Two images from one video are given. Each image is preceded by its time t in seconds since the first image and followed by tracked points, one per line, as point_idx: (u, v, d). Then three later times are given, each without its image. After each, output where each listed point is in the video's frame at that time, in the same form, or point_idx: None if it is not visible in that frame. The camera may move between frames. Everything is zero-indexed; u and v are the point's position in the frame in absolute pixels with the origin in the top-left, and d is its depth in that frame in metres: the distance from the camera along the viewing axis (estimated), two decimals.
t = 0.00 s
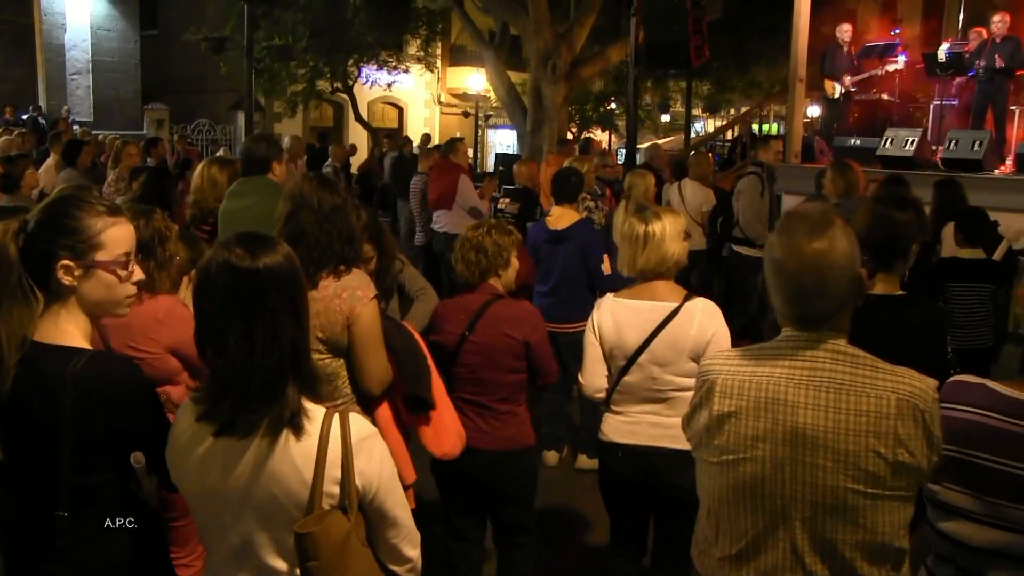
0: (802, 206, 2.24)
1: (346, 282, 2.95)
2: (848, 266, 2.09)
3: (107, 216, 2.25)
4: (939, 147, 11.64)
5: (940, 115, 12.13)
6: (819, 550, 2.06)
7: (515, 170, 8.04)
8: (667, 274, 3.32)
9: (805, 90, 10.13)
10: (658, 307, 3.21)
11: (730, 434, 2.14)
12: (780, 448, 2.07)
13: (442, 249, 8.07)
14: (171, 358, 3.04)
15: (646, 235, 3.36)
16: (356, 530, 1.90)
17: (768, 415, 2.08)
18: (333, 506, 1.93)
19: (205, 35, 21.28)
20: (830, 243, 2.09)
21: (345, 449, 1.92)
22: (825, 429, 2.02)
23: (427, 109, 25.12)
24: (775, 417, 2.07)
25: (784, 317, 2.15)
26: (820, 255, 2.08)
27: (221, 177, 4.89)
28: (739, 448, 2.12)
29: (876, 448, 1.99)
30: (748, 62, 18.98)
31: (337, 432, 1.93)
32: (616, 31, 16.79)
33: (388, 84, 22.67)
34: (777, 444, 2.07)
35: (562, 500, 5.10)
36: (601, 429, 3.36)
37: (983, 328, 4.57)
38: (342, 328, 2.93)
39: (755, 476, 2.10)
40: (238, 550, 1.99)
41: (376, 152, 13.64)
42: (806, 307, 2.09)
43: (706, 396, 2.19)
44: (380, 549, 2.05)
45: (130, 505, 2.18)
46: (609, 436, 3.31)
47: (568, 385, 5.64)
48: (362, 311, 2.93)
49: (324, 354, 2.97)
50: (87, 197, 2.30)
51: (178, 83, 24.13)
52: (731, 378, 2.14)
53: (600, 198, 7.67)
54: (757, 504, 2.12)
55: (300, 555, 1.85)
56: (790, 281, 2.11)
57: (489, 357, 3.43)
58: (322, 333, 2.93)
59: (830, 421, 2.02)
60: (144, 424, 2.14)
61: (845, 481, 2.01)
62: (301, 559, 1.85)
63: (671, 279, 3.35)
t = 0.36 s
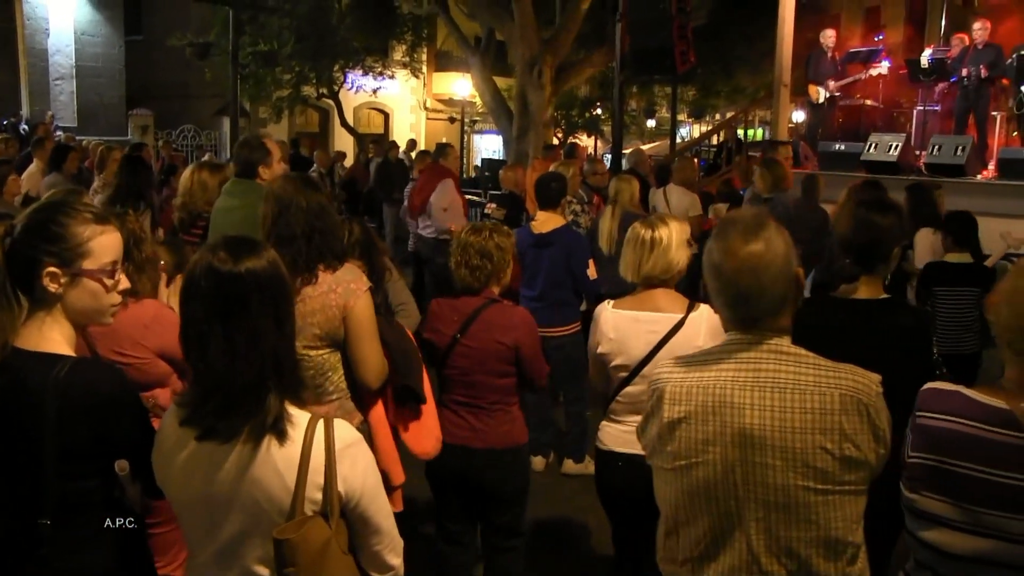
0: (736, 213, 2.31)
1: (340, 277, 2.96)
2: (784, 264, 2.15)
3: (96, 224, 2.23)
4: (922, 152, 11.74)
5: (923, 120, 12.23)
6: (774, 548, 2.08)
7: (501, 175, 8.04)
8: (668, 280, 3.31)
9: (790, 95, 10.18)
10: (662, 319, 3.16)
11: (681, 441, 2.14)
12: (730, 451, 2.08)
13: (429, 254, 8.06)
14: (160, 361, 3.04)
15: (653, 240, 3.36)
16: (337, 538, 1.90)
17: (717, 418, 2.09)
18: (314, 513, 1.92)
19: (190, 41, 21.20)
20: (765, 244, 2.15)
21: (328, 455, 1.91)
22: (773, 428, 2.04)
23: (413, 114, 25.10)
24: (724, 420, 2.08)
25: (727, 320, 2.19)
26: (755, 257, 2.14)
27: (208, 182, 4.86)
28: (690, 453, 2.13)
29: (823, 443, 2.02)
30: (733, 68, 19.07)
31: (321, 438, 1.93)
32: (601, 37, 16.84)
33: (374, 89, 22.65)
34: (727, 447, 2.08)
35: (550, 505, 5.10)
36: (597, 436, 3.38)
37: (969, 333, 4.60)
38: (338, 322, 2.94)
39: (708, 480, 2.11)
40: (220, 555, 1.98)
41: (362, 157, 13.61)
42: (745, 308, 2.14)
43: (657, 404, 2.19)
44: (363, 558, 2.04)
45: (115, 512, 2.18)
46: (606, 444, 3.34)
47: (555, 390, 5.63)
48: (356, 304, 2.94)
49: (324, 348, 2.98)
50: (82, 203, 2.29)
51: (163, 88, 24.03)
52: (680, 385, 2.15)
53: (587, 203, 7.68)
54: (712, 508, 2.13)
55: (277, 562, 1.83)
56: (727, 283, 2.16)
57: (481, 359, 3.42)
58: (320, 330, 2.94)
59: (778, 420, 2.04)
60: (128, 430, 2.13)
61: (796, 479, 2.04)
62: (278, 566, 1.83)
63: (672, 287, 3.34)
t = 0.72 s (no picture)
0: (688, 218, 2.29)
1: (358, 278, 2.99)
2: (737, 267, 2.14)
3: (82, 229, 2.22)
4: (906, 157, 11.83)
5: (908, 126, 12.31)
6: (738, 550, 2.08)
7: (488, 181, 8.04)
8: (645, 287, 3.30)
9: (776, 101, 10.22)
10: (634, 320, 3.19)
11: (642, 446, 2.15)
12: (689, 455, 2.08)
13: (417, 260, 8.03)
14: (141, 373, 2.98)
15: (637, 243, 3.30)
16: (334, 543, 1.89)
17: (674, 423, 2.09)
18: (309, 520, 1.91)
19: (177, 47, 21.13)
20: (718, 248, 2.14)
21: (323, 461, 1.90)
22: (729, 431, 2.05)
23: (399, 120, 25.06)
24: (681, 424, 2.09)
25: (683, 326, 2.19)
26: (707, 262, 2.13)
27: (195, 188, 4.83)
28: (651, 458, 2.13)
29: (780, 444, 2.03)
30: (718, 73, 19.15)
31: (315, 445, 1.91)
32: (587, 43, 16.87)
33: (361, 95, 22.61)
34: (686, 451, 2.09)
35: (541, 511, 5.09)
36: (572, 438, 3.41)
37: (957, 337, 4.63)
38: (359, 323, 2.97)
39: (669, 484, 2.12)
40: (210, 565, 1.96)
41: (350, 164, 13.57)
42: (699, 313, 2.14)
43: (617, 412, 2.20)
44: (359, 565, 2.03)
45: (102, 521, 2.16)
46: (580, 446, 3.38)
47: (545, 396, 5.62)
48: (373, 306, 2.99)
49: (340, 349, 2.98)
50: (61, 207, 2.26)
51: (148, 95, 23.90)
52: (638, 391, 2.15)
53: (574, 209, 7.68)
54: (675, 513, 2.13)
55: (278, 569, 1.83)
56: (682, 289, 2.15)
57: (473, 369, 3.41)
58: (344, 329, 2.95)
59: (735, 423, 2.04)
60: (117, 438, 2.12)
61: (755, 480, 2.04)
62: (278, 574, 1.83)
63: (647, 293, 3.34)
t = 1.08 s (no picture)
0: (654, 225, 2.31)
1: (348, 300, 2.93)
2: (701, 272, 2.15)
3: (68, 237, 2.20)
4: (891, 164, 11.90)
5: (892, 133, 12.39)
6: (703, 554, 2.08)
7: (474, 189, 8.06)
8: (609, 295, 3.29)
9: (761, 108, 10.26)
10: (591, 329, 3.20)
11: (609, 452, 2.14)
12: (654, 459, 2.08)
13: (404, 268, 8.01)
14: (124, 376, 2.95)
15: (596, 253, 3.30)
16: (318, 549, 1.88)
17: (639, 427, 2.09)
18: (294, 526, 1.90)
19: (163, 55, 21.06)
20: (682, 254, 2.15)
21: (308, 468, 1.89)
22: (693, 434, 2.05)
23: (386, 128, 25.05)
24: (646, 428, 2.08)
25: (649, 331, 2.19)
26: (671, 267, 2.14)
27: (182, 195, 4.81)
28: (617, 463, 2.13)
29: (743, 448, 2.03)
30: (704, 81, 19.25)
31: (300, 451, 1.90)
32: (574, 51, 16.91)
33: (347, 103, 22.59)
34: (651, 455, 2.08)
35: (527, 519, 5.08)
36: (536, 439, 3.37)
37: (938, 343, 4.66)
38: (349, 344, 2.94)
39: (635, 489, 2.11)
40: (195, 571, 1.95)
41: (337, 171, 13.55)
42: (664, 318, 2.14)
43: (585, 418, 2.20)
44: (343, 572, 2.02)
45: (88, 530, 2.15)
46: (542, 447, 3.32)
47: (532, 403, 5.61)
48: (367, 327, 2.95)
49: (331, 368, 2.96)
50: (40, 213, 2.23)
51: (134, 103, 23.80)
52: (605, 397, 2.15)
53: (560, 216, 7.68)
54: (643, 518, 2.12)
55: None
56: (646, 295, 2.16)
57: (469, 374, 3.42)
58: (336, 349, 2.92)
59: (698, 426, 2.04)
60: (106, 448, 2.10)
61: (719, 484, 2.04)
62: None
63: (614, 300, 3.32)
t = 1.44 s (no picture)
0: (629, 233, 2.30)
1: (295, 308, 2.80)
2: (676, 280, 2.14)
3: (50, 244, 2.19)
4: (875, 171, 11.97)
5: (877, 140, 12.47)
6: (680, 563, 2.08)
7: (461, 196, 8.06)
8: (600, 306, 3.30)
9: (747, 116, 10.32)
10: (584, 341, 3.19)
11: (585, 461, 2.14)
12: (630, 469, 2.08)
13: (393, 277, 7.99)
14: (118, 378, 2.92)
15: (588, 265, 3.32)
16: (309, 555, 1.86)
17: (615, 437, 2.09)
18: (284, 532, 1.89)
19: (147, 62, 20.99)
20: (656, 262, 2.14)
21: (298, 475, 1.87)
22: (668, 444, 2.04)
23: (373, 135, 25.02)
24: (621, 438, 2.08)
25: (624, 340, 2.18)
26: (645, 276, 2.13)
27: (168, 204, 4.79)
28: (593, 472, 2.13)
29: (718, 456, 2.02)
30: (689, 89, 19.34)
31: (289, 458, 1.89)
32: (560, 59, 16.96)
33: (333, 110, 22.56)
34: (626, 465, 2.08)
35: (515, 527, 5.06)
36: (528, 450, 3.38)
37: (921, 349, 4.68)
38: (293, 353, 2.79)
39: (611, 498, 2.11)
40: None
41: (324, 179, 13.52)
42: (639, 327, 2.13)
43: (562, 428, 2.20)
44: None
45: (68, 540, 2.11)
46: (533, 458, 3.33)
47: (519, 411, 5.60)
48: (312, 335, 2.78)
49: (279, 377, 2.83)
50: (19, 222, 2.21)
51: (119, 111, 23.69)
52: (580, 407, 2.16)
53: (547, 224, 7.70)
54: (619, 526, 2.13)
55: None
56: (620, 304, 2.16)
57: (453, 385, 3.39)
58: (276, 359, 2.78)
59: (673, 435, 2.04)
60: (89, 457, 2.08)
61: (694, 493, 2.04)
62: None
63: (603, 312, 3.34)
